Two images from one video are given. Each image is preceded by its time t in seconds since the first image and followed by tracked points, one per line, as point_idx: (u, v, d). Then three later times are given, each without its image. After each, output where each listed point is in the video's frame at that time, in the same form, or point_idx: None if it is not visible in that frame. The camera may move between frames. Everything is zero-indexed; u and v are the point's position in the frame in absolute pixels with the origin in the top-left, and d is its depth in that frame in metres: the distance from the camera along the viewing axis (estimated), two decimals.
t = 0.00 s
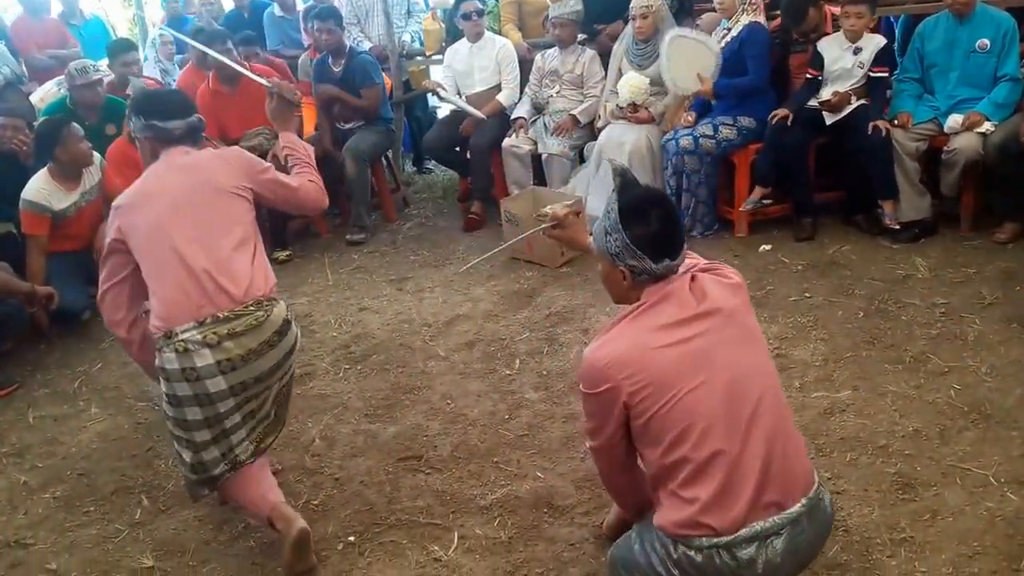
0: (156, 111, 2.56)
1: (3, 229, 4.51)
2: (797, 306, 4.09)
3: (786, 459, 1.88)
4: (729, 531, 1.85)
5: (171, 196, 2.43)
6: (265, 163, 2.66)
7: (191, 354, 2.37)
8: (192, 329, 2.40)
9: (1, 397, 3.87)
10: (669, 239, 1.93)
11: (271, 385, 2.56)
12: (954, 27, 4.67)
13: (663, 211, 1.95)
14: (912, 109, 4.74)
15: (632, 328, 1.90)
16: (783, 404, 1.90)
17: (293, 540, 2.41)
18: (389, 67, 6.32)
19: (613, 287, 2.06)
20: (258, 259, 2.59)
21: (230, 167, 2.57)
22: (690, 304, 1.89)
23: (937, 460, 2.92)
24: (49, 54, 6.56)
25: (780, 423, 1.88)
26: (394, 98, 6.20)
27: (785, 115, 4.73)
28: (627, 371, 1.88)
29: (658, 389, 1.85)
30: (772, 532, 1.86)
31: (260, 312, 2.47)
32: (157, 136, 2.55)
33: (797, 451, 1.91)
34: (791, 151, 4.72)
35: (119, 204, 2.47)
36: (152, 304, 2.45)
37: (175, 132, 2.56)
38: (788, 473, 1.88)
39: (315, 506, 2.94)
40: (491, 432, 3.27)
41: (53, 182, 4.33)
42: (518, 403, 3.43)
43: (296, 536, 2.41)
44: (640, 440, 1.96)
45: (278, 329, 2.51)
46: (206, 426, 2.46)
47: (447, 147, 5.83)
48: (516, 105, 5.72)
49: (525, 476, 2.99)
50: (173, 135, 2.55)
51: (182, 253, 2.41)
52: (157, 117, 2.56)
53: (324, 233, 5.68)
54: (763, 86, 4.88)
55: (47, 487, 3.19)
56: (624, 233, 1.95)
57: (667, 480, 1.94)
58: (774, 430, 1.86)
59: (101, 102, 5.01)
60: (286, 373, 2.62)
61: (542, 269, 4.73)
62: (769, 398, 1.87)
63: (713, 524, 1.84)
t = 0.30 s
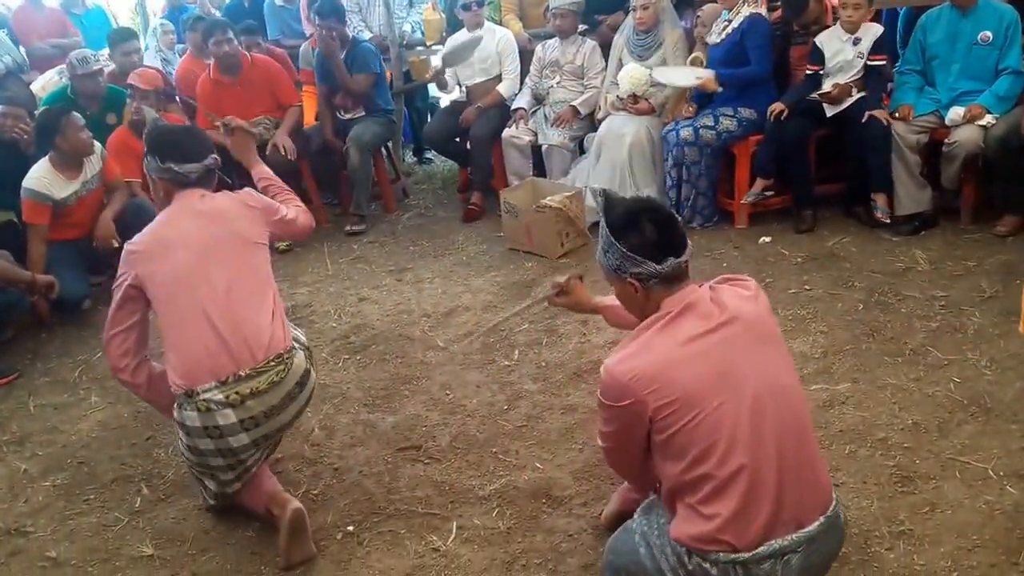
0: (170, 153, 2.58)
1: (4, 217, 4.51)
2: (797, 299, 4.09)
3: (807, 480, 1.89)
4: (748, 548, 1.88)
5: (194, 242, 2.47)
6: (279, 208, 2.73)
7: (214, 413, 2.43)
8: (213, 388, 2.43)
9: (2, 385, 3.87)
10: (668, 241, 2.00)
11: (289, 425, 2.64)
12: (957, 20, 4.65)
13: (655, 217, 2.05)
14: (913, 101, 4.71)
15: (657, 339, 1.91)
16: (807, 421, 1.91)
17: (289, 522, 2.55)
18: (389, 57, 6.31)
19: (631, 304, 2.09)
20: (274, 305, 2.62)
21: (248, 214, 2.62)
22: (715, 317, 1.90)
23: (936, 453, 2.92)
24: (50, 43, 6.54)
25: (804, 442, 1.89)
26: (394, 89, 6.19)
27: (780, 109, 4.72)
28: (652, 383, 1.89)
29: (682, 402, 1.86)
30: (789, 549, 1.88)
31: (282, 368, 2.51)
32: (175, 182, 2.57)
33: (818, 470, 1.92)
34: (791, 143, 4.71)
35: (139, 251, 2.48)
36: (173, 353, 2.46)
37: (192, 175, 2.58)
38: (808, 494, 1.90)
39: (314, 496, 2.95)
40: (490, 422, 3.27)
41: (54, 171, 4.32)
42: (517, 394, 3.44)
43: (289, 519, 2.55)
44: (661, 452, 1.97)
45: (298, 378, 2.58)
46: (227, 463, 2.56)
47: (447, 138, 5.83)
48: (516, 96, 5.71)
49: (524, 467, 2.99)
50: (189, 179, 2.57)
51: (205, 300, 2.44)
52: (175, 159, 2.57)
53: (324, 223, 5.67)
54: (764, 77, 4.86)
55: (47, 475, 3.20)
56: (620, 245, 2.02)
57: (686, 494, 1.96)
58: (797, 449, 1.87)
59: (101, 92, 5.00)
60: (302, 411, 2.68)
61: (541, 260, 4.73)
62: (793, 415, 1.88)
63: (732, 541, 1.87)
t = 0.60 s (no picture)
0: (172, 172, 2.52)
1: (5, 206, 4.51)
2: (796, 291, 4.09)
3: (813, 481, 1.93)
4: (753, 546, 1.94)
5: (206, 271, 2.43)
6: (284, 232, 2.74)
7: (230, 447, 2.46)
8: (230, 424, 2.44)
9: (2, 373, 3.88)
10: (671, 243, 2.00)
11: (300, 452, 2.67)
12: (960, 11, 4.63)
13: (656, 217, 2.05)
14: (914, 93, 4.70)
15: (666, 340, 1.92)
16: (815, 422, 1.94)
17: (283, 510, 2.58)
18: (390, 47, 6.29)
19: (635, 307, 2.08)
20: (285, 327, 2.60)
21: (256, 238, 2.59)
22: (724, 319, 1.91)
23: (935, 447, 2.92)
24: (49, 31, 6.51)
25: (812, 445, 1.92)
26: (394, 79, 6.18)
27: (780, 100, 4.70)
28: (661, 384, 1.90)
29: (691, 405, 1.89)
30: (794, 548, 1.95)
31: (297, 403, 2.52)
32: (175, 201, 2.52)
33: (825, 470, 1.96)
34: (792, 135, 4.70)
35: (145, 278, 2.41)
36: (186, 383, 2.44)
37: (193, 193, 2.51)
38: (814, 494, 1.94)
39: (314, 485, 2.95)
40: (489, 413, 3.27)
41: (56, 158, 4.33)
42: (516, 385, 3.44)
43: (283, 506, 2.59)
44: (667, 449, 2.01)
45: (312, 408, 2.59)
46: (236, 483, 2.60)
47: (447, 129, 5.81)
48: (516, 87, 5.69)
49: (522, 458, 3.00)
50: (190, 199, 2.51)
51: (220, 330, 2.42)
52: (177, 176, 2.51)
53: (324, 213, 5.66)
54: (764, 69, 4.86)
55: (47, 463, 3.20)
56: (621, 247, 2.01)
57: (692, 491, 2.01)
58: (804, 452, 1.90)
59: (102, 82, 4.99)
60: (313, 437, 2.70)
61: (541, 251, 4.72)
62: (801, 418, 1.90)
63: (737, 540, 1.94)
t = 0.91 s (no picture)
0: (176, 176, 2.45)
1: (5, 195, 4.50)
2: (796, 282, 4.08)
3: (812, 474, 1.94)
4: (751, 538, 1.97)
5: (215, 280, 2.39)
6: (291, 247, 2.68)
7: (241, 460, 2.51)
8: (241, 438, 2.47)
9: (3, 362, 3.88)
10: (675, 235, 1.99)
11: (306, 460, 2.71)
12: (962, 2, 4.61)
13: (659, 209, 2.02)
14: (915, 85, 4.67)
15: (661, 333, 1.90)
16: (814, 414, 1.94)
17: (280, 500, 2.59)
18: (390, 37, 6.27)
19: (630, 296, 2.07)
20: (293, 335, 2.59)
21: (264, 244, 2.54)
22: (720, 311, 1.91)
23: (935, 439, 2.92)
24: (50, 21, 6.49)
25: (811, 438, 1.93)
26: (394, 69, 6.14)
27: (783, 91, 4.66)
28: (656, 376, 1.89)
29: (685, 398, 1.88)
30: (792, 541, 1.97)
31: (307, 417, 2.56)
32: (179, 206, 2.45)
33: (824, 462, 1.97)
34: (793, 127, 4.68)
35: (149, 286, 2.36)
36: (193, 392, 2.44)
37: (199, 200, 2.45)
38: (813, 486, 1.96)
39: (313, 475, 2.95)
40: (488, 404, 3.27)
41: (56, 148, 4.32)
42: (515, 375, 3.44)
43: (279, 495, 2.60)
44: (662, 442, 2.00)
45: (320, 420, 2.63)
46: (242, 490, 2.64)
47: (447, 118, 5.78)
48: (516, 77, 5.67)
49: (521, 448, 3.00)
50: (195, 205, 2.45)
51: (227, 341, 2.40)
52: (184, 182, 2.45)
53: (324, 204, 5.66)
54: (766, 62, 4.83)
55: (47, 452, 3.21)
56: (625, 237, 1.99)
57: (688, 483, 2.02)
58: (802, 446, 1.91)
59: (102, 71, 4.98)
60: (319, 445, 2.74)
61: (541, 242, 4.71)
62: (799, 411, 1.91)
63: (736, 533, 1.96)
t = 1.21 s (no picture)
0: (187, 171, 2.42)
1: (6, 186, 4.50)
2: (797, 275, 4.07)
3: (812, 466, 1.95)
4: (751, 531, 1.98)
5: (219, 279, 2.39)
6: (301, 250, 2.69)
7: (243, 460, 2.52)
8: (243, 438, 2.49)
9: (5, 352, 3.89)
10: (683, 229, 1.97)
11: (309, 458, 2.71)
12: None
13: (672, 201, 2.01)
14: (916, 77, 4.68)
15: (660, 324, 1.89)
16: (814, 406, 1.95)
17: (280, 491, 2.59)
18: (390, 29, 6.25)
19: (631, 288, 2.06)
20: (297, 335, 2.59)
21: (270, 241, 2.53)
22: (720, 303, 1.90)
23: (935, 433, 2.92)
24: (52, 14, 6.48)
25: (811, 430, 1.94)
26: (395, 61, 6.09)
27: (784, 84, 4.66)
28: (654, 367, 1.87)
29: (683, 389, 1.87)
30: (792, 535, 1.98)
31: (310, 417, 2.57)
32: (186, 200, 2.42)
33: (825, 455, 1.98)
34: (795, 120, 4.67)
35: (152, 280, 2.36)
36: (197, 389, 2.45)
37: (208, 196, 2.42)
38: (813, 478, 1.97)
39: (314, 466, 2.96)
40: (488, 396, 3.28)
41: (57, 140, 4.32)
42: (515, 368, 3.44)
43: (279, 486, 2.61)
44: (660, 434, 1.99)
45: (322, 420, 2.64)
46: (242, 487, 2.64)
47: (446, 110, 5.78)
48: (517, 70, 5.66)
49: (520, 441, 3.00)
50: (204, 203, 2.42)
51: (232, 340, 2.40)
52: (194, 176, 2.42)
53: (324, 196, 5.65)
54: (766, 54, 4.80)
55: (49, 443, 3.21)
56: (634, 225, 1.97)
57: (686, 476, 2.02)
58: (802, 438, 1.92)
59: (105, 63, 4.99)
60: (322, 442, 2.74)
61: (540, 235, 4.71)
62: (799, 403, 1.92)
63: (736, 526, 1.97)
